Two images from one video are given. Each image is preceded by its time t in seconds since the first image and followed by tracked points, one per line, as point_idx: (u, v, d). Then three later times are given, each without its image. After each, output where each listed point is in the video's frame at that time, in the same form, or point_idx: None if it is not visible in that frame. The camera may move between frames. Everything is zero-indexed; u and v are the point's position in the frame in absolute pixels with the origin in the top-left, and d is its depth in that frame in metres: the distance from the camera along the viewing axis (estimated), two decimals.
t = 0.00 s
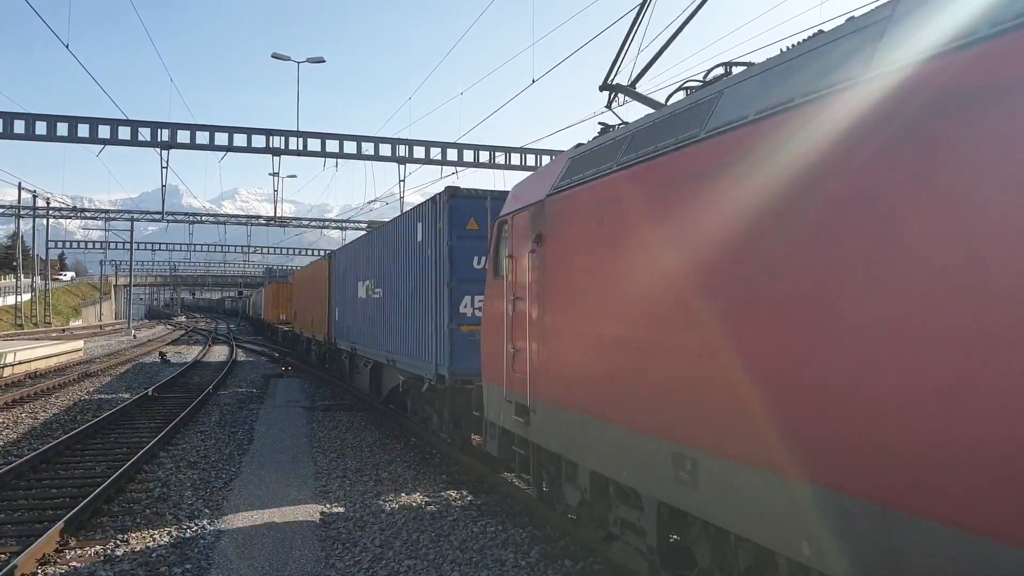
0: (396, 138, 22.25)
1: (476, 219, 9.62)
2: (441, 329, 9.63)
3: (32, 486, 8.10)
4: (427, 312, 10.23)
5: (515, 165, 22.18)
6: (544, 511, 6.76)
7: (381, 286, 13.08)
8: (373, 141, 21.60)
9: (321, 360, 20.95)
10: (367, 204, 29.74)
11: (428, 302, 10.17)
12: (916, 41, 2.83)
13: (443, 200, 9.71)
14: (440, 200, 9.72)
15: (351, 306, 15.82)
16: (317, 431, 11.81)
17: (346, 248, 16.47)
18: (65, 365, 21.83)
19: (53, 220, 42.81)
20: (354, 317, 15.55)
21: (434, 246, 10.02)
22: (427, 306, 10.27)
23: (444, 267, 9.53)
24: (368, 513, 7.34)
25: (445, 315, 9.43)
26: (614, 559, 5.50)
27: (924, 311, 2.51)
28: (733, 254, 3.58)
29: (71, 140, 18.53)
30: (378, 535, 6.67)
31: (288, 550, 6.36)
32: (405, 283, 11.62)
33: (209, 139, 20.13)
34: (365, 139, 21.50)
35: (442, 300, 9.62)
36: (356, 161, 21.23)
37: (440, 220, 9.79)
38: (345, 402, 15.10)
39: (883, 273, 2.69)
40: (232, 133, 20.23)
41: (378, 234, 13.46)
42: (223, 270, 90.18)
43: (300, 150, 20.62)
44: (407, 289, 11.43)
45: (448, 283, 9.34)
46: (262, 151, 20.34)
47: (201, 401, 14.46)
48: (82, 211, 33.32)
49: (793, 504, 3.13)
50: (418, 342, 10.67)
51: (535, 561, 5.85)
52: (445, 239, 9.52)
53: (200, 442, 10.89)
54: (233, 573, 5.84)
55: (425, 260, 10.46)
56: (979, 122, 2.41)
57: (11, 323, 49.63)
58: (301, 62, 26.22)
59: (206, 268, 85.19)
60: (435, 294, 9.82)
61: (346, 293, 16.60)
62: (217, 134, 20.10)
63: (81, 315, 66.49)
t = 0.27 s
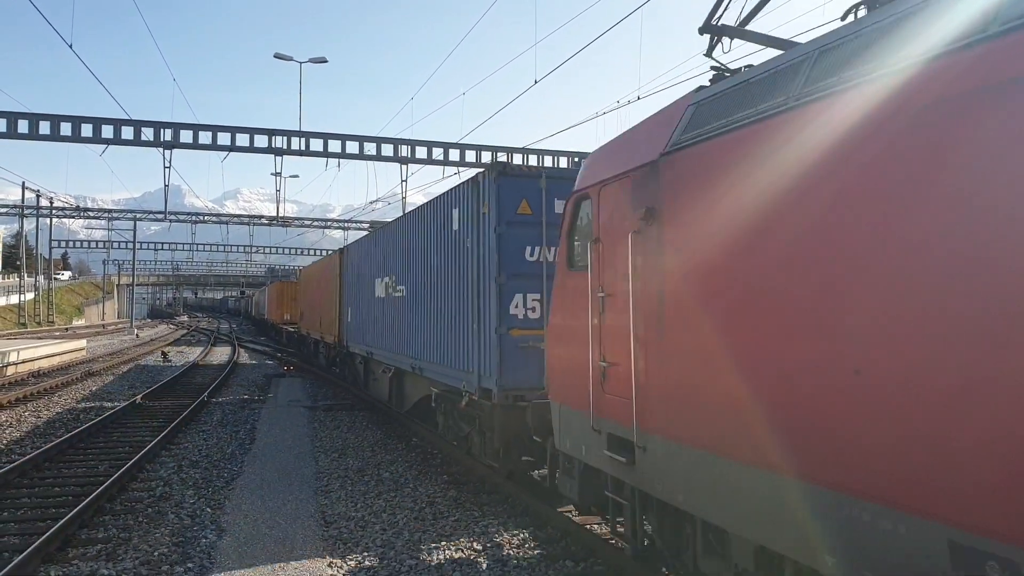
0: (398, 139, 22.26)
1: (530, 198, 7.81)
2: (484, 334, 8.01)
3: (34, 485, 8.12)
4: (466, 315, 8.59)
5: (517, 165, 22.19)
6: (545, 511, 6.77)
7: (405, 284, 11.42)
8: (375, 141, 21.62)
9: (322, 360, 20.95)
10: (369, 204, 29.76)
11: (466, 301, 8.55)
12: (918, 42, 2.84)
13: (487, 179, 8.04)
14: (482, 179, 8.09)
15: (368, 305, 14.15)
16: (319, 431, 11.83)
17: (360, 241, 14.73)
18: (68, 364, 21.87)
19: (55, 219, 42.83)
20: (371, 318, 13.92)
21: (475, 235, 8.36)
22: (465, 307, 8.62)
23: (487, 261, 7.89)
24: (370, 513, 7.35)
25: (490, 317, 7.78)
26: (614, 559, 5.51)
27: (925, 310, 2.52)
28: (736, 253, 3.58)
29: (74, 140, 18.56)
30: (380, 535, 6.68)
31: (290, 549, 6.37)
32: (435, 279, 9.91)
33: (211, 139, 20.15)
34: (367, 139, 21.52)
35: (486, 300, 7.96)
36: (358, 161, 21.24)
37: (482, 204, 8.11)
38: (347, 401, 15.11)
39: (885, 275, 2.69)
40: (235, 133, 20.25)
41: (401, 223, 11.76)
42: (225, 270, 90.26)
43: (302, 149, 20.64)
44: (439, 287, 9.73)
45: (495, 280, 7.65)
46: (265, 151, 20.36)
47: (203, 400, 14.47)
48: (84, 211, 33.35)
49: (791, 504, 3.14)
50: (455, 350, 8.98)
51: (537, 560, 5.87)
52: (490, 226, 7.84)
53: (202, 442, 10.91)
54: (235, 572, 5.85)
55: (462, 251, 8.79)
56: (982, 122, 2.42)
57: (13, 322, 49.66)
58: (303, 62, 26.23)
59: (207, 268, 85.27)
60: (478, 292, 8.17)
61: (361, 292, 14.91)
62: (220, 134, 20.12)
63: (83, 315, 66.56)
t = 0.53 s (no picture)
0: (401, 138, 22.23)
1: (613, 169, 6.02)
2: (549, 341, 6.23)
3: (38, 484, 8.12)
4: (521, 318, 6.82)
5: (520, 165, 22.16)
6: (547, 511, 6.75)
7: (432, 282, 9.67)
8: (379, 141, 21.61)
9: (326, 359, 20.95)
10: (372, 204, 29.76)
11: (521, 301, 6.80)
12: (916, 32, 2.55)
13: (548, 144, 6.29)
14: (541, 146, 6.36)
15: (384, 307, 12.47)
16: (321, 431, 11.81)
17: (376, 235, 13.07)
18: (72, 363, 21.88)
19: (60, 219, 42.89)
20: (387, 321, 12.22)
21: (531, 218, 6.62)
22: (518, 309, 6.87)
23: (551, 248, 6.15)
24: (372, 513, 7.33)
25: (556, 321, 6.04)
26: (616, 559, 5.48)
27: (924, 316, 2.34)
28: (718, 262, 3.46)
29: (78, 139, 18.57)
30: (382, 535, 6.65)
31: (293, 549, 6.34)
32: (475, 274, 8.10)
33: (215, 138, 20.15)
34: (370, 139, 21.50)
35: (549, 298, 6.23)
36: (361, 161, 21.23)
37: (543, 177, 6.39)
38: (349, 401, 15.10)
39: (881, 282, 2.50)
40: (238, 132, 20.25)
41: (427, 211, 10.02)
42: (228, 269, 90.38)
43: (305, 149, 20.64)
44: (479, 284, 7.97)
45: (564, 275, 5.87)
46: (268, 151, 20.35)
47: (206, 400, 14.48)
48: (89, 210, 33.46)
49: (785, 519, 2.98)
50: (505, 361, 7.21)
51: (540, 561, 5.83)
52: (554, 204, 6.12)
53: (205, 441, 10.90)
54: (237, 571, 5.83)
55: (513, 239, 7.05)
56: (979, 116, 2.21)
57: (18, 322, 49.74)
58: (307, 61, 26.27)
59: (212, 267, 85.42)
60: (538, 288, 6.42)
61: (375, 292, 13.27)
62: (223, 134, 20.11)
63: (87, 314, 66.75)
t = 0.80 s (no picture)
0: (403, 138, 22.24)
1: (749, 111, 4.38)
2: (630, 352, 4.91)
3: (41, 482, 8.14)
4: (591, 320, 5.44)
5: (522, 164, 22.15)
6: (549, 509, 6.76)
7: (463, 278, 8.42)
8: (381, 140, 21.60)
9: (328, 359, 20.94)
10: (375, 203, 29.76)
11: (584, 300, 5.53)
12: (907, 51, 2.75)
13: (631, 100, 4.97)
14: (622, 103, 5.07)
15: (404, 306, 11.21)
16: (324, 430, 11.83)
17: (397, 225, 11.72)
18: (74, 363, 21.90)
19: (63, 219, 42.97)
20: (411, 320, 10.80)
21: (603, 196, 5.34)
22: (580, 309, 5.61)
23: (634, 232, 4.84)
24: (375, 512, 7.34)
25: (641, 325, 4.74)
26: (619, 557, 5.50)
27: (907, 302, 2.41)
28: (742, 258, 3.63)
29: (80, 139, 18.59)
30: (384, 534, 6.66)
31: (295, 548, 6.36)
32: (521, 267, 6.79)
33: (217, 137, 20.18)
34: (372, 138, 21.49)
35: (630, 296, 4.90)
36: (363, 160, 21.24)
37: (621, 143, 5.08)
38: (352, 400, 15.12)
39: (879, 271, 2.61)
40: (241, 132, 20.27)
41: (460, 196, 8.72)
42: (231, 269, 90.45)
43: (308, 148, 20.64)
44: (524, 280, 6.68)
45: (677, 257, 4.34)
46: (270, 150, 20.36)
47: (209, 399, 14.49)
48: (91, 210, 33.47)
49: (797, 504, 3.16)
50: (574, 372, 5.70)
51: (542, 560, 5.83)
52: (641, 176, 4.81)
53: (208, 440, 10.92)
54: (239, 570, 5.84)
55: (574, 224, 5.77)
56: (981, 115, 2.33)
57: (21, 321, 49.81)
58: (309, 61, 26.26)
59: (215, 267, 85.50)
60: (614, 284, 5.11)
61: (397, 286, 11.80)
62: (225, 133, 20.13)
63: (90, 313, 66.81)
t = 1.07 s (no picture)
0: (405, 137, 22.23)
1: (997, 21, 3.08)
2: (652, 345, 4.66)
3: (44, 481, 8.14)
4: (676, 315, 4.41)
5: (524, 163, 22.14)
6: (552, 508, 6.74)
7: (481, 270, 8.14)
8: (383, 139, 21.60)
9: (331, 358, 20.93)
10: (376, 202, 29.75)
11: (601, 295, 5.27)
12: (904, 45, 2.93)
13: (656, 83, 4.67)
14: (647, 86, 4.77)
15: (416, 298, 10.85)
16: (326, 429, 11.83)
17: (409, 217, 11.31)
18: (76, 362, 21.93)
19: (66, 218, 43.02)
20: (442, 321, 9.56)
21: (623, 184, 5.07)
22: (597, 303, 5.36)
23: (659, 223, 4.57)
24: (378, 511, 7.34)
25: (664, 320, 4.51)
26: (621, 556, 5.48)
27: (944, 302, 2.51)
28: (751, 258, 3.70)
29: (82, 138, 18.61)
30: (387, 533, 6.65)
31: (297, 547, 6.35)
32: (537, 259, 6.53)
33: (219, 136, 20.18)
34: (374, 137, 21.50)
35: (651, 288, 4.63)
36: (365, 159, 21.23)
37: (645, 127, 4.79)
38: (354, 399, 15.11)
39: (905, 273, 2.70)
40: (242, 131, 20.27)
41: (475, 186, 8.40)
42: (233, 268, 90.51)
43: (309, 148, 20.64)
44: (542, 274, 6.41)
45: (906, 231, 2.90)
46: (272, 149, 20.37)
47: (211, 398, 14.51)
48: (93, 209, 33.51)
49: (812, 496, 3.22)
50: (700, 395, 4.18)
51: (544, 559, 5.81)
52: (667, 161, 4.51)
53: (210, 439, 10.92)
54: (242, 569, 5.83)
55: (592, 213, 5.49)
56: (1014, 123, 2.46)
57: (23, 320, 49.89)
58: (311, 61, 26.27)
59: (217, 266, 85.57)
60: (633, 277, 4.85)
61: (422, 281, 10.56)
62: (227, 132, 20.14)
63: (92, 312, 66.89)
